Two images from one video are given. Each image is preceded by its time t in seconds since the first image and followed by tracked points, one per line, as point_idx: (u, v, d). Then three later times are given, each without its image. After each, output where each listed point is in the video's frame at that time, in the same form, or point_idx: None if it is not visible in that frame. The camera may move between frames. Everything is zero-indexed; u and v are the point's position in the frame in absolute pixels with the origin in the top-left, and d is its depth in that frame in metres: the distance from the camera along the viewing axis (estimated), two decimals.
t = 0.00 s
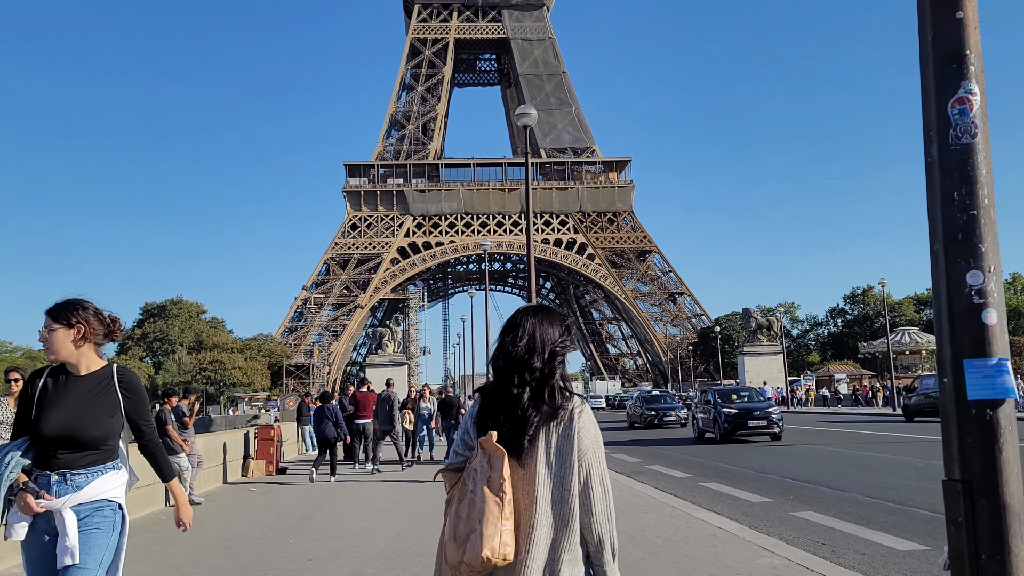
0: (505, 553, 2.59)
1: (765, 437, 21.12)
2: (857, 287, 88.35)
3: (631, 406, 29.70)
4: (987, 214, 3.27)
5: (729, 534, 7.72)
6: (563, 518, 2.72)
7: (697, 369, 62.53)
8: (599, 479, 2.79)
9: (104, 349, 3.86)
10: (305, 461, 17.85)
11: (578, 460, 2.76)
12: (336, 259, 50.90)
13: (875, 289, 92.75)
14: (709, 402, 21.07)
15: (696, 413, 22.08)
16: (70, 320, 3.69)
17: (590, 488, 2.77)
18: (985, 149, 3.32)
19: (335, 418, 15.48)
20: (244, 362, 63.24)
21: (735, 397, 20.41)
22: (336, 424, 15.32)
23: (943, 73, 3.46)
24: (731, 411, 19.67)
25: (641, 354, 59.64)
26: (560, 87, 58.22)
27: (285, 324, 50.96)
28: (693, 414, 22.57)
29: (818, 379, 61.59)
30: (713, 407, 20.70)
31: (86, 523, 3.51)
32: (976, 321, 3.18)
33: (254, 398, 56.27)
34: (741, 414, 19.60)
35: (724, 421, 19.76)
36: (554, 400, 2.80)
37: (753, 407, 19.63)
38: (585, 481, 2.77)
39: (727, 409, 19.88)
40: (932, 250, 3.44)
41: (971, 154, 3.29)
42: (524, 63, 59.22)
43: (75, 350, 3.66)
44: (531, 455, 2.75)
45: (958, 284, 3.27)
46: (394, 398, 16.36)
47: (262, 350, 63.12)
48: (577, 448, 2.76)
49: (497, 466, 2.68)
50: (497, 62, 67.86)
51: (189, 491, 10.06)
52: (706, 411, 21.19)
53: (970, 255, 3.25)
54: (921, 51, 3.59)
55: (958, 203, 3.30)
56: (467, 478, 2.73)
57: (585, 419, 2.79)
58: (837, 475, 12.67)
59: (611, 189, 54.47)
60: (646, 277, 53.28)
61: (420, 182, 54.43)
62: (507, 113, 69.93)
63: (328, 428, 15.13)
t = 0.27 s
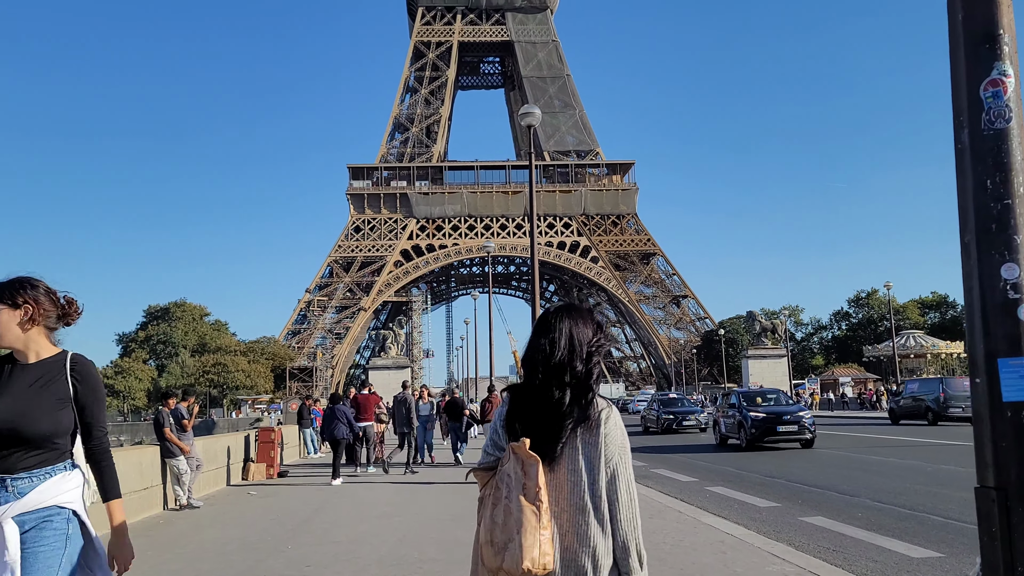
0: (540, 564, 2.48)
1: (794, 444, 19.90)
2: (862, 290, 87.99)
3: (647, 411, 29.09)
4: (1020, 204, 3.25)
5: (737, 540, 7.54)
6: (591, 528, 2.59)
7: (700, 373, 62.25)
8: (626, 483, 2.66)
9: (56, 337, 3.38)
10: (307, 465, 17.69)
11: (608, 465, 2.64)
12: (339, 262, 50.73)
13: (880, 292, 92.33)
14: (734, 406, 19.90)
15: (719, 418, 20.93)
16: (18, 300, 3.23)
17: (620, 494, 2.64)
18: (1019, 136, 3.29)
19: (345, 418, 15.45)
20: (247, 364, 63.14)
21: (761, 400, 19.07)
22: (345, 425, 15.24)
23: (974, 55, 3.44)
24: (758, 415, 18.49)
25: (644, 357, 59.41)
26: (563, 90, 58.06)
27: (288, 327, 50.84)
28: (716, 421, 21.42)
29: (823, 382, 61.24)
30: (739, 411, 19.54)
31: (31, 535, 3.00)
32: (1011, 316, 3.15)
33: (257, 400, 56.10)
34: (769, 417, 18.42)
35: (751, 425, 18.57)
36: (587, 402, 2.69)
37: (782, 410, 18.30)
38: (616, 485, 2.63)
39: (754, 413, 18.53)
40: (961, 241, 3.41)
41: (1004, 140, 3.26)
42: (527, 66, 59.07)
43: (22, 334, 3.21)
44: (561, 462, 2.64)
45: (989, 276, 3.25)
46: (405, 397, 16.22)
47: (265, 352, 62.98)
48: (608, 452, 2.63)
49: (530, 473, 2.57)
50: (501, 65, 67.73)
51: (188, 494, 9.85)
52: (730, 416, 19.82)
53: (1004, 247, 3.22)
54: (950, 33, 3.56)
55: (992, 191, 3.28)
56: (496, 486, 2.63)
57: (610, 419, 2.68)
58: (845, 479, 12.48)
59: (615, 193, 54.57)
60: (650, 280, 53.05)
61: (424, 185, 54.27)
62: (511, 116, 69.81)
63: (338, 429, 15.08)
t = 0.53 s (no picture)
0: (524, 559, 2.58)
1: (821, 453, 18.69)
2: (861, 293, 87.91)
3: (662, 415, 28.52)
4: None
5: (741, 548, 7.34)
6: (581, 531, 2.58)
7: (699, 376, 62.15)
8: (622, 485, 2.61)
9: None
10: (303, 468, 17.51)
11: (603, 469, 2.61)
12: (338, 264, 50.57)
13: (878, 296, 92.28)
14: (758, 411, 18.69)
15: (740, 424, 19.71)
16: None
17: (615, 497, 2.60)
18: None
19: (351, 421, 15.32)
20: (245, 367, 62.93)
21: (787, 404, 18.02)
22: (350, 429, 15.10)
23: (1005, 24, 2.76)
24: (786, 421, 17.28)
25: (643, 360, 59.36)
26: (562, 93, 57.94)
27: (287, 329, 50.58)
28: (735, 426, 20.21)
29: (822, 385, 61.15)
30: (763, 417, 18.31)
31: None
32: None
33: (255, 403, 55.90)
34: (798, 424, 17.22)
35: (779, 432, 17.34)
36: (583, 405, 2.69)
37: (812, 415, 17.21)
38: (612, 490, 2.61)
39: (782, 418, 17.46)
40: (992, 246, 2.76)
41: None
42: (527, 68, 58.94)
43: None
44: (559, 466, 2.66)
45: None
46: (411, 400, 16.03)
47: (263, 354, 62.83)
48: (601, 456, 2.61)
49: (524, 473, 2.67)
50: (500, 68, 67.60)
51: (180, 499, 9.70)
52: (754, 421, 18.79)
53: None
54: None
55: None
56: (501, 489, 2.75)
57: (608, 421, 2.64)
58: (848, 484, 12.30)
59: (614, 196, 54.66)
60: (649, 282, 52.92)
61: (423, 187, 54.13)
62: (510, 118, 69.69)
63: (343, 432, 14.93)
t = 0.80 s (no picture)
0: (490, 552, 2.64)
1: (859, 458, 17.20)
2: (860, 294, 87.77)
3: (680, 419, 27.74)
4: None
5: (745, 553, 7.19)
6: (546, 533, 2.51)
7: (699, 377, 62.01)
8: (585, 491, 2.46)
9: None
10: (301, 470, 17.35)
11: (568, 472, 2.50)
12: (337, 264, 50.45)
13: (878, 297, 92.10)
14: (787, 414, 17.21)
15: (768, 428, 18.25)
16: None
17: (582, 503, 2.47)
18: None
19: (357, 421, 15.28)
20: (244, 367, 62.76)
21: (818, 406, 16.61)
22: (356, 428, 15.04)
23: None
24: (821, 425, 15.83)
25: (642, 362, 59.31)
26: (562, 94, 57.80)
27: (286, 330, 50.37)
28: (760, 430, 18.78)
29: (822, 386, 60.97)
30: (795, 420, 16.81)
31: None
32: None
33: (253, 404, 55.71)
34: (834, 426, 15.71)
35: (813, 437, 15.86)
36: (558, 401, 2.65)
37: (847, 418, 15.74)
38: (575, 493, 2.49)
39: (814, 422, 16.01)
40: None
41: None
42: (527, 69, 58.82)
43: None
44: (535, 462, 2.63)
45: None
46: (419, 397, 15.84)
47: (262, 355, 62.70)
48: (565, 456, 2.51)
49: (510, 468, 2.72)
50: (500, 69, 67.47)
51: (173, 501, 9.56)
52: (783, 425, 17.34)
53: None
54: None
55: None
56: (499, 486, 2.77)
57: (575, 424, 2.54)
58: (851, 486, 12.14)
59: (614, 197, 54.50)
60: (649, 283, 52.76)
61: (422, 189, 54.01)
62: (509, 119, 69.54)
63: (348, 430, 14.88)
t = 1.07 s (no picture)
0: (487, 540, 2.64)
1: (912, 465, 15.36)
2: (865, 296, 87.43)
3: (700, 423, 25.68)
4: None
5: (754, 557, 7.02)
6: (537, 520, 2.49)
7: (703, 378, 61.81)
8: (563, 486, 2.41)
9: None
10: (303, 470, 17.21)
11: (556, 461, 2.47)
12: (341, 265, 50.34)
13: (883, 298, 91.81)
14: (829, 416, 15.44)
15: (806, 431, 16.53)
16: None
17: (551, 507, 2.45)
18: None
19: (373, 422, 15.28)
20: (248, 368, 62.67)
21: (865, 408, 14.82)
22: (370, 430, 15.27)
23: None
24: (870, 428, 14.01)
25: (646, 363, 59.28)
26: (566, 94, 57.63)
27: (289, 330, 50.26)
28: (798, 433, 17.08)
29: (827, 388, 60.75)
30: (839, 423, 15.02)
31: None
32: None
33: (257, 404, 55.63)
34: (885, 431, 13.90)
35: (861, 443, 14.09)
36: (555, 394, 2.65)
37: (900, 422, 13.92)
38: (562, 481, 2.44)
39: (863, 426, 14.18)
40: None
41: None
42: (531, 70, 58.71)
43: None
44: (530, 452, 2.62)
45: None
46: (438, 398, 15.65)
47: (266, 355, 62.63)
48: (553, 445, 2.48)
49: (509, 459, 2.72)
50: (504, 69, 67.35)
51: (172, 502, 9.39)
52: (824, 429, 15.54)
53: None
54: None
55: None
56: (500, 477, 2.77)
57: (567, 415, 2.51)
58: (860, 488, 11.94)
59: (618, 197, 54.30)
60: (652, 284, 52.60)
61: (426, 189, 53.88)
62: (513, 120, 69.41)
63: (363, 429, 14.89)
